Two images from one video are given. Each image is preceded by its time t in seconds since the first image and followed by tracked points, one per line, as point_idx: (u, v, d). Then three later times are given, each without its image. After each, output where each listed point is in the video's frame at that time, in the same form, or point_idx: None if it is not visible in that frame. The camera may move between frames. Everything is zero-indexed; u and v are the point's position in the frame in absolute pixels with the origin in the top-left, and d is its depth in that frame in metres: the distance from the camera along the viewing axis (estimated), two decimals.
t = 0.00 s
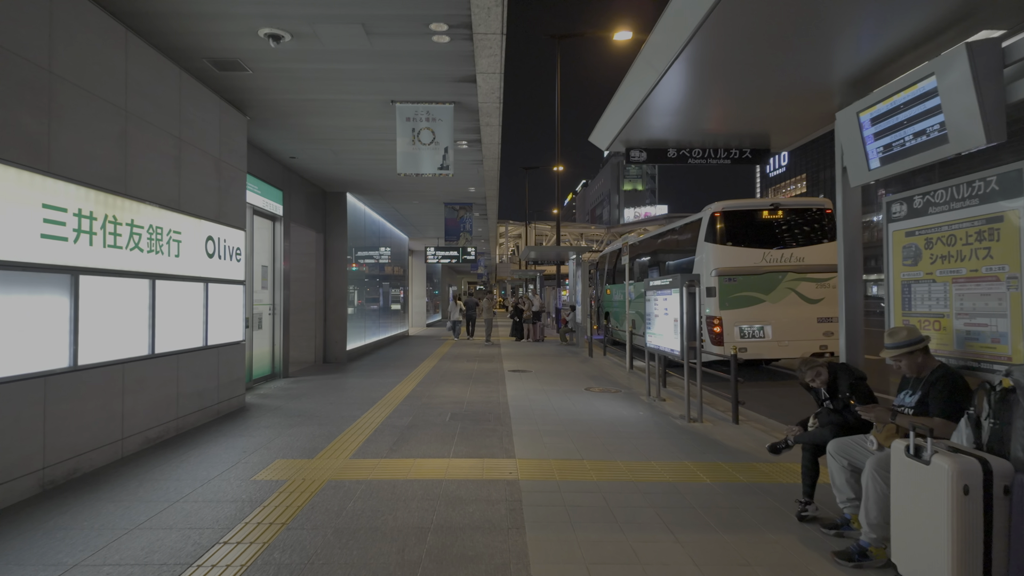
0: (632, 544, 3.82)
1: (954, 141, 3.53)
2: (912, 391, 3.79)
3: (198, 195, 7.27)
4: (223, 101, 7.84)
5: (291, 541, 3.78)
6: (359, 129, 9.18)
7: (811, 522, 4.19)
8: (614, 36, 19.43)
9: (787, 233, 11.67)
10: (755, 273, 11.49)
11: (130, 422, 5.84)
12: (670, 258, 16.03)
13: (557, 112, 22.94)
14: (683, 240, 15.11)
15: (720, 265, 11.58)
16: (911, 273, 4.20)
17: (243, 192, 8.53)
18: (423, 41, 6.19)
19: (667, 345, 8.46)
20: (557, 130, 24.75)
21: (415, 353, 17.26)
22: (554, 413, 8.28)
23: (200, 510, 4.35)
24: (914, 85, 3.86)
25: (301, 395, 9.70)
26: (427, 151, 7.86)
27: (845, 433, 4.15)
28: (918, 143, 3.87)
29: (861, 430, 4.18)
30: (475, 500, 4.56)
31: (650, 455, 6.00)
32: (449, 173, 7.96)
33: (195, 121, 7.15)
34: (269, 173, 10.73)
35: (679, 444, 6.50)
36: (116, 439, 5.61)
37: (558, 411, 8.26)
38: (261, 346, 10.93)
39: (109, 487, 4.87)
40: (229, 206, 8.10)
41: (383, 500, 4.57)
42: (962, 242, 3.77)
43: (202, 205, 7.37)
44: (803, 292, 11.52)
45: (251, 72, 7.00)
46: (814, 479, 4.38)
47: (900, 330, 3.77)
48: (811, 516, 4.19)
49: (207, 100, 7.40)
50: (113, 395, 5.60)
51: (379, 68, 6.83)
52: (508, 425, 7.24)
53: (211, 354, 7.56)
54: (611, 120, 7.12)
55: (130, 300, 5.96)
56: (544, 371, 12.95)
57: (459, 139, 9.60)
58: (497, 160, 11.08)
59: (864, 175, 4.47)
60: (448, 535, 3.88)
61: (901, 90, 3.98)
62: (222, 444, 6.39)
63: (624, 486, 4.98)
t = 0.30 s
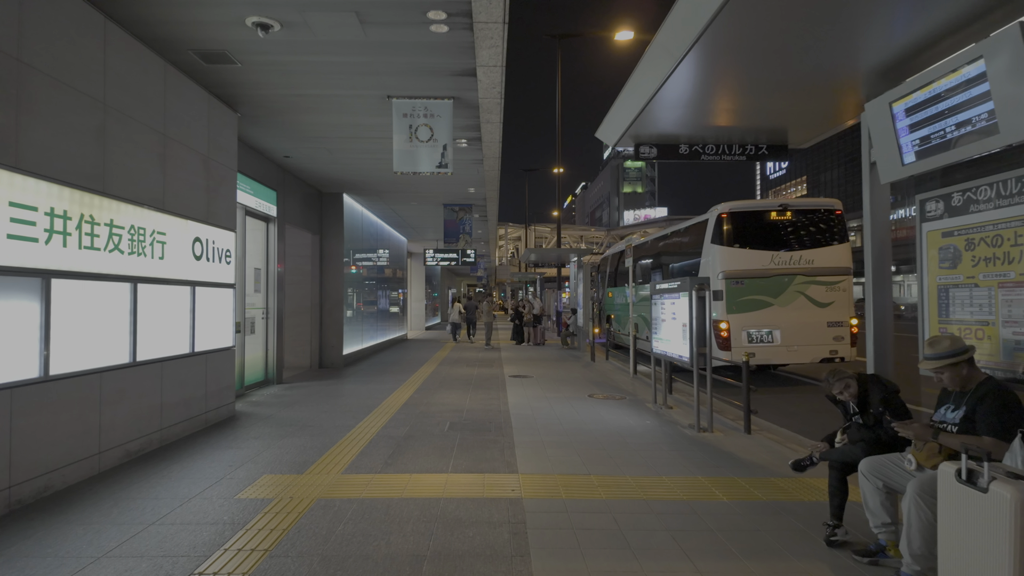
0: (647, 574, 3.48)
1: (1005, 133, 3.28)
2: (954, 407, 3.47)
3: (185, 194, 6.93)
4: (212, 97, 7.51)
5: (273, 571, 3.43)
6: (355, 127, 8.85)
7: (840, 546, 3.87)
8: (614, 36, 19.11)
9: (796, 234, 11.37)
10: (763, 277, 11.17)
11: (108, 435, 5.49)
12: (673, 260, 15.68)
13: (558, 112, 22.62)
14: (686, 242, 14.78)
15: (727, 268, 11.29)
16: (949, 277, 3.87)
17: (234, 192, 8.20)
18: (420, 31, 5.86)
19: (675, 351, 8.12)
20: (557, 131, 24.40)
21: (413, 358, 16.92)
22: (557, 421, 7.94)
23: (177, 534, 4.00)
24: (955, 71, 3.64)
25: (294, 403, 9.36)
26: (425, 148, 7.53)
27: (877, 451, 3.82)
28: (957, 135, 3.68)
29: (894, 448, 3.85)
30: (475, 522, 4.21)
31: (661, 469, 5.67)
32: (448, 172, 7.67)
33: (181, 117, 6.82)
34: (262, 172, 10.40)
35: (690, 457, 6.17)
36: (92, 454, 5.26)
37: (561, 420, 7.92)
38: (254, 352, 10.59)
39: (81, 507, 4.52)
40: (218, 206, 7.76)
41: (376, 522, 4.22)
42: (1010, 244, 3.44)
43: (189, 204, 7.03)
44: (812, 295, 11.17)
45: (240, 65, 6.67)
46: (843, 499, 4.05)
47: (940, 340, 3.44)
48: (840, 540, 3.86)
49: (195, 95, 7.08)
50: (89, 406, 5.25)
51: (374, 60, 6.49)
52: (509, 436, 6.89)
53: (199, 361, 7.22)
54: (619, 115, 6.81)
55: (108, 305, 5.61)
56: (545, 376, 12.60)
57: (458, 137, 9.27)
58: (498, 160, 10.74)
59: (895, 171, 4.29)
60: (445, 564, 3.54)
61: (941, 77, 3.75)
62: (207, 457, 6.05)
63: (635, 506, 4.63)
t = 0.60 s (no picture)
0: None
1: None
2: (997, 414, 3.13)
3: (167, 188, 6.60)
4: (197, 87, 7.19)
5: None
6: (347, 120, 8.54)
7: (868, 566, 3.54)
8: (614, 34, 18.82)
9: (802, 232, 11.05)
10: (769, 276, 10.86)
11: (80, 442, 5.16)
12: (674, 260, 15.35)
13: (557, 110, 22.31)
14: (688, 241, 14.45)
15: (732, 267, 10.96)
16: (985, 270, 3.82)
17: (221, 187, 7.88)
18: (412, 14, 5.55)
19: (680, 352, 7.80)
20: (557, 130, 24.08)
21: (410, 359, 16.59)
22: (558, 426, 7.62)
23: (143, 553, 3.66)
24: (996, 44, 3.37)
25: (285, 406, 9.02)
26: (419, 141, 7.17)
27: (908, 462, 3.49)
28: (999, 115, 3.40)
29: (927, 458, 3.52)
30: (469, 539, 3.88)
31: (668, 477, 5.35)
32: (444, 165, 7.24)
33: (163, 107, 6.49)
34: (252, 168, 10.08)
35: (698, 465, 5.83)
36: (61, 463, 4.92)
37: (562, 425, 7.59)
38: (245, 353, 10.28)
39: (45, 521, 4.19)
40: (204, 201, 7.43)
41: (362, 538, 3.89)
42: None
43: (172, 199, 6.69)
44: (820, 294, 10.85)
45: (224, 52, 6.35)
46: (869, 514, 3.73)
47: (982, 341, 3.12)
48: (867, 559, 3.54)
49: (178, 84, 6.75)
50: (58, 412, 4.90)
51: (365, 47, 6.17)
52: (508, 441, 6.57)
53: (182, 363, 6.88)
54: (625, 103, 6.50)
55: (81, 304, 5.27)
56: (545, 378, 12.26)
57: (455, 130, 8.95)
58: (495, 155, 10.44)
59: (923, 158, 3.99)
60: None
61: (979, 52, 3.48)
62: (187, 464, 5.71)
63: (642, 519, 4.30)
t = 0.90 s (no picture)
0: None
1: None
2: None
3: (150, 182, 6.24)
4: (183, 77, 6.83)
5: None
6: (342, 112, 8.19)
7: None
8: (616, 31, 18.47)
9: (814, 231, 10.67)
10: (780, 276, 10.50)
11: (51, 454, 4.80)
12: (679, 260, 14.97)
13: (558, 108, 21.94)
14: (693, 240, 14.07)
15: (741, 267, 10.60)
16: None
17: (209, 183, 7.52)
18: None
19: (690, 356, 7.43)
20: (558, 128, 23.72)
21: (408, 361, 16.23)
22: (562, 432, 7.28)
23: None
24: None
25: (278, 411, 8.65)
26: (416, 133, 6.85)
27: (962, 480, 3.12)
28: None
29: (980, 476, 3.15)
30: (468, 564, 3.52)
31: (682, 491, 4.99)
32: (443, 158, 6.96)
33: (145, 96, 6.14)
34: (244, 164, 9.73)
35: (713, 477, 5.47)
36: (28, 477, 4.56)
37: (566, 432, 7.22)
38: (237, 356, 9.94)
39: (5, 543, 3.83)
40: (190, 197, 7.06)
41: (350, 564, 3.53)
42: None
43: (155, 193, 6.33)
44: (832, 295, 10.48)
45: (209, 38, 6.00)
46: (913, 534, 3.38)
47: None
48: None
49: (162, 73, 6.40)
50: (26, 422, 4.54)
51: (358, 32, 5.81)
52: (510, 450, 6.20)
53: (166, 367, 6.51)
54: (636, 89, 6.15)
55: (54, 305, 4.91)
56: (548, 382, 11.89)
57: (454, 124, 8.60)
58: (496, 151, 10.08)
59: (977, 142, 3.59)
60: None
61: None
62: (168, 475, 5.36)
63: (657, 540, 3.94)
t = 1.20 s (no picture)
0: None
1: None
2: None
3: (129, 172, 5.88)
4: (166, 62, 6.47)
5: None
6: (335, 102, 7.83)
7: None
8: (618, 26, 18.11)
9: (826, 227, 10.30)
10: (790, 274, 10.15)
11: (17, 463, 4.45)
12: (683, 258, 14.62)
13: (560, 104, 21.57)
14: (698, 238, 13.70)
15: (750, 265, 10.23)
16: None
17: (195, 175, 7.17)
18: None
19: (700, 357, 7.08)
20: (559, 125, 23.36)
21: (407, 362, 15.87)
22: (565, 437, 6.92)
23: None
24: None
25: (268, 414, 8.30)
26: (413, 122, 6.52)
27: None
28: None
29: None
30: None
31: (697, 503, 4.62)
32: (440, 148, 6.62)
33: (125, 81, 5.79)
34: (235, 158, 9.37)
35: (728, 486, 5.11)
36: None
37: (570, 437, 6.87)
38: (227, 357, 9.60)
39: None
40: (173, 189, 6.70)
41: None
42: None
43: (134, 183, 5.96)
44: (844, 293, 10.12)
45: (191, 18, 5.64)
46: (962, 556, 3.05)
47: None
48: None
49: (143, 57, 6.05)
50: None
51: (349, 11, 5.45)
52: (511, 457, 5.85)
53: (147, 369, 6.16)
54: (647, 70, 5.79)
55: (19, 302, 4.55)
56: (549, 383, 11.54)
57: (453, 115, 8.23)
58: (497, 144, 9.72)
59: None
60: None
61: None
62: (144, 485, 4.99)
63: (673, 560, 3.58)
